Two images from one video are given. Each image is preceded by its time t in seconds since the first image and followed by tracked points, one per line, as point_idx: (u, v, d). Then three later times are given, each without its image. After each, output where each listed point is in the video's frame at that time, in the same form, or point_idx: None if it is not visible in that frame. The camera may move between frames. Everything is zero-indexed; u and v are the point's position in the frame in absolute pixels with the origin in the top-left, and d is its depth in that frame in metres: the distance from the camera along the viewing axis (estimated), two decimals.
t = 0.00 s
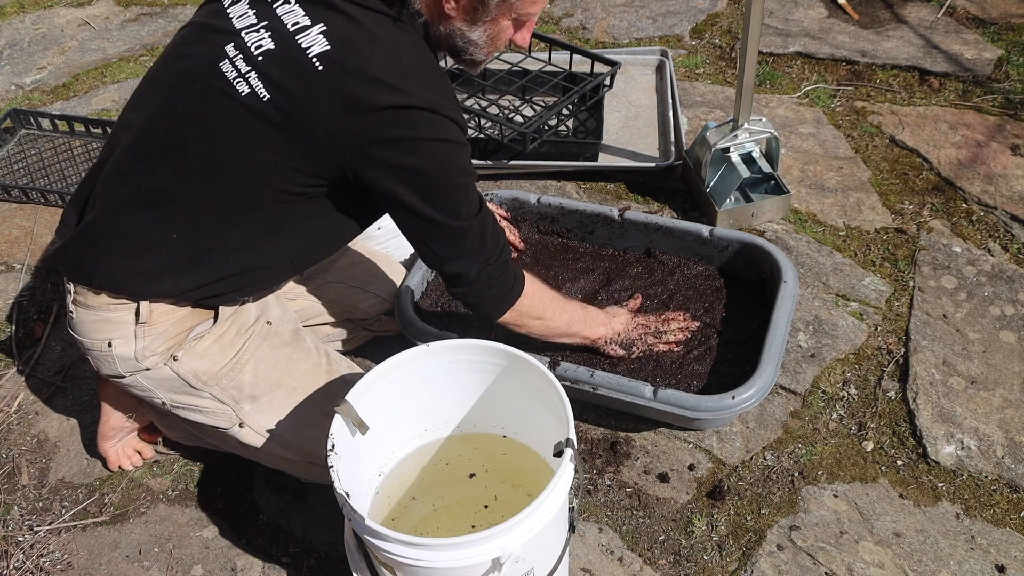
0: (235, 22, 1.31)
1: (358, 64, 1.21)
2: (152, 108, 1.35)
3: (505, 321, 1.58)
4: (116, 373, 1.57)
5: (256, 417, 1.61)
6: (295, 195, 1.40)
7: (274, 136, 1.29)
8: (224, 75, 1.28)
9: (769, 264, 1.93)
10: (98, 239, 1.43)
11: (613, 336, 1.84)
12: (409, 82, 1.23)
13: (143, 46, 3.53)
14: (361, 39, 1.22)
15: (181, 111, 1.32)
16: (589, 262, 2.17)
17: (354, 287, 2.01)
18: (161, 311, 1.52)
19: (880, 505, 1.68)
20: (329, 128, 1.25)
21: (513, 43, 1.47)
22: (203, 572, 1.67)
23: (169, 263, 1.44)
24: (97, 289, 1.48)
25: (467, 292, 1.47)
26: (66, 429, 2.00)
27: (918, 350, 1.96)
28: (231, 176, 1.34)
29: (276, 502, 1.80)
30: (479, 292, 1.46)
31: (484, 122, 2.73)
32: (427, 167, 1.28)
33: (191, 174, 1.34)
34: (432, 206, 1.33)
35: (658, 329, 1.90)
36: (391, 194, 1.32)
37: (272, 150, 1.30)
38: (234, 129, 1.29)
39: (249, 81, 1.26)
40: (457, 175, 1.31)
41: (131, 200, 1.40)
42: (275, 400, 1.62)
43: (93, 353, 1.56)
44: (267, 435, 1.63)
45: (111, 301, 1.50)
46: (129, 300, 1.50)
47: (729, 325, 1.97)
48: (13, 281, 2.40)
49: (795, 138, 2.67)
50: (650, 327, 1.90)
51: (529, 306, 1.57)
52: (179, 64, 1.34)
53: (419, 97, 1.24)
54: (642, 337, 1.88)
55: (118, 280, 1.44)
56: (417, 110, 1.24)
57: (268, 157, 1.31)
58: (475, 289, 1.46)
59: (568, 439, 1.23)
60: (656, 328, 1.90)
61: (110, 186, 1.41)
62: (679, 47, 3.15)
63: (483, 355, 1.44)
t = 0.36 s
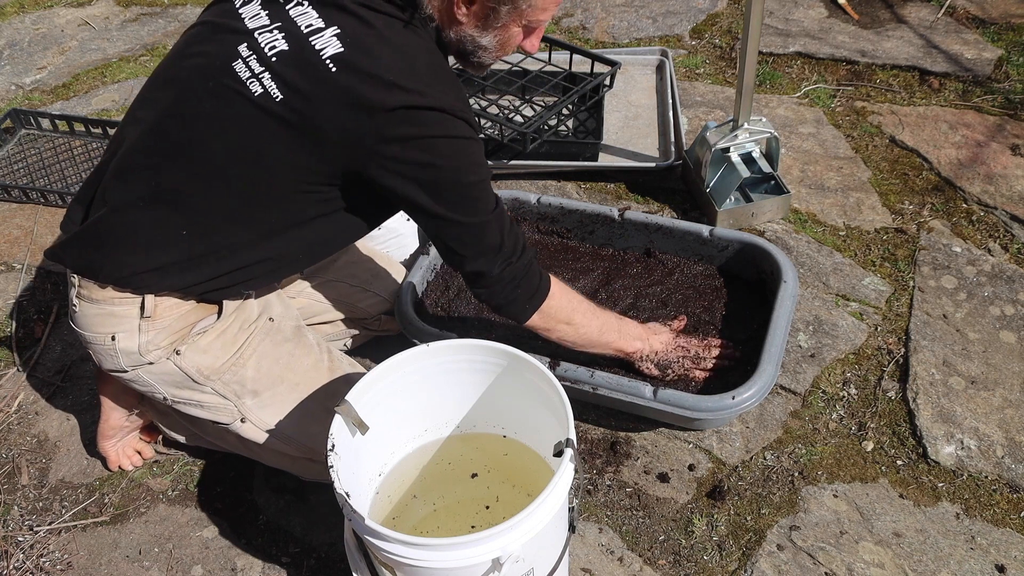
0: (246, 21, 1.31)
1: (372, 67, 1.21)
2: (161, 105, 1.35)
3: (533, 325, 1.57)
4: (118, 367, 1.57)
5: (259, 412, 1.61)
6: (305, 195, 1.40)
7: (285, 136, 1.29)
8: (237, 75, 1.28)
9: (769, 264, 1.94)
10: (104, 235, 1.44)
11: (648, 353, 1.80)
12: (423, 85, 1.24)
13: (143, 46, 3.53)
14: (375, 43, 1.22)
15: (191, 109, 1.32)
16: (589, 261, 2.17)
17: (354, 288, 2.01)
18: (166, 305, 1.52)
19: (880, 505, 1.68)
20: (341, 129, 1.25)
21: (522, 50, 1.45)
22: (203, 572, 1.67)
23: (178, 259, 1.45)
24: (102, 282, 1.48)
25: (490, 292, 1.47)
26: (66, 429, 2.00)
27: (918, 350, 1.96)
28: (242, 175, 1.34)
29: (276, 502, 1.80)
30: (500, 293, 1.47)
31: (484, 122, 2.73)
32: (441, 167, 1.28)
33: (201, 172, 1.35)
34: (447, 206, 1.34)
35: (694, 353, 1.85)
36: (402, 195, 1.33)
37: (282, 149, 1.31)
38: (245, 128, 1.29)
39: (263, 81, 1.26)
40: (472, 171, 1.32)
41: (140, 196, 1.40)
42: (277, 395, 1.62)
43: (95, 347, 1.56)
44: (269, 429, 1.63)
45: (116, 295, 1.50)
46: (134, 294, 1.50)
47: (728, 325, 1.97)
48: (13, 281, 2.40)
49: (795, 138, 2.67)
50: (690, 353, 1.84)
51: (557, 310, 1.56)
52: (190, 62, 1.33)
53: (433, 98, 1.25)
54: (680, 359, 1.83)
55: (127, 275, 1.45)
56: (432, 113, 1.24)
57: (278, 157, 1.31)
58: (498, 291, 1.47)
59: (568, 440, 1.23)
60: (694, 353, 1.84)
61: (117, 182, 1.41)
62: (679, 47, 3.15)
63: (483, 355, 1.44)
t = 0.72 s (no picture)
0: (255, 23, 1.31)
1: (380, 70, 1.21)
2: (167, 105, 1.35)
3: (549, 324, 1.57)
4: (118, 366, 1.57)
5: (259, 411, 1.61)
6: (310, 196, 1.40)
7: (290, 137, 1.29)
8: (244, 75, 1.28)
9: (769, 264, 1.94)
10: (109, 233, 1.44)
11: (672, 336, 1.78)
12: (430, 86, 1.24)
13: (144, 46, 3.53)
14: (383, 44, 1.22)
15: (197, 109, 1.32)
16: (589, 261, 2.17)
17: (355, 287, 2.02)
18: (167, 304, 1.53)
19: (880, 505, 1.68)
20: (346, 130, 1.25)
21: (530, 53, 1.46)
22: (203, 572, 1.67)
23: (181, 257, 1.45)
24: (103, 278, 1.49)
25: (503, 296, 1.46)
26: (66, 429, 2.00)
27: (918, 350, 1.96)
28: (246, 175, 1.34)
29: (276, 502, 1.80)
30: (517, 293, 1.46)
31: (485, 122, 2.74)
32: (448, 170, 1.28)
33: (205, 171, 1.35)
34: (451, 209, 1.33)
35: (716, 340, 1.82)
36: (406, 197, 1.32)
37: (287, 150, 1.31)
38: (250, 128, 1.29)
39: (270, 82, 1.25)
40: (481, 173, 1.30)
41: (145, 195, 1.40)
42: (278, 395, 1.62)
43: (96, 345, 1.56)
44: (269, 429, 1.63)
45: (118, 294, 1.51)
46: (136, 293, 1.51)
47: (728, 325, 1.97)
48: (13, 281, 2.40)
49: (795, 138, 2.67)
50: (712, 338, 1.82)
51: (572, 308, 1.56)
52: (197, 62, 1.33)
53: (441, 100, 1.24)
54: (703, 344, 1.82)
55: (132, 272, 1.46)
56: (439, 115, 1.24)
57: (282, 158, 1.31)
58: (509, 293, 1.46)
59: (568, 440, 1.23)
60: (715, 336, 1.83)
61: (122, 180, 1.42)
62: (679, 47, 3.15)
63: (483, 355, 1.44)
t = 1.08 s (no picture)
0: (269, 34, 1.30)
1: (400, 88, 1.22)
2: (176, 114, 1.35)
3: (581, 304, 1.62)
4: (118, 367, 1.56)
5: (258, 412, 1.61)
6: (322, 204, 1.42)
7: (305, 150, 1.30)
8: (260, 89, 1.28)
9: (769, 264, 1.94)
10: (118, 239, 1.45)
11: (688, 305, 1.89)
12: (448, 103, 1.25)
13: (144, 46, 3.53)
14: (401, 62, 1.23)
15: (209, 121, 1.31)
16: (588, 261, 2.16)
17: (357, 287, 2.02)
18: (167, 306, 1.54)
19: (880, 505, 1.68)
20: (363, 145, 1.26)
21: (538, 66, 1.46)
22: (203, 572, 1.67)
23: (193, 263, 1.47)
24: (106, 279, 1.49)
25: (533, 281, 1.50)
26: (66, 429, 2.00)
27: (918, 350, 1.96)
28: (259, 186, 1.35)
29: (276, 502, 1.80)
30: (538, 281, 1.50)
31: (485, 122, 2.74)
32: (463, 182, 1.30)
33: (218, 182, 1.35)
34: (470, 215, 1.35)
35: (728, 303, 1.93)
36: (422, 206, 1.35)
37: (301, 163, 1.32)
38: (264, 141, 1.30)
39: (286, 97, 1.26)
40: (501, 179, 1.32)
41: (155, 202, 1.40)
42: (277, 396, 1.62)
43: (96, 346, 1.56)
44: (268, 431, 1.63)
45: (119, 295, 1.52)
46: (137, 294, 1.52)
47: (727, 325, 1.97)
48: (13, 281, 2.40)
49: (795, 138, 2.67)
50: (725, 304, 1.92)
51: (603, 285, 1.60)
52: (207, 71, 1.32)
53: (458, 117, 1.25)
54: (718, 309, 1.92)
55: (141, 277, 1.47)
56: (459, 132, 1.26)
57: (297, 170, 1.33)
58: (540, 277, 1.49)
59: (568, 439, 1.23)
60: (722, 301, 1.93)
61: (130, 187, 1.41)
62: (679, 47, 3.15)
63: (483, 355, 1.44)
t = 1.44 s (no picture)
0: (269, 29, 1.30)
1: (400, 81, 1.22)
2: (176, 112, 1.35)
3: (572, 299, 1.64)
4: (119, 367, 1.56)
5: (259, 414, 1.61)
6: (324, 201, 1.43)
7: (305, 145, 1.30)
8: (260, 85, 1.27)
9: (769, 264, 1.94)
10: (119, 238, 1.45)
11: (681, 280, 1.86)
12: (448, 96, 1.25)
13: (144, 46, 3.53)
14: (401, 54, 1.23)
15: (209, 118, 1.31)
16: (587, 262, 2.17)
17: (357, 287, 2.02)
18: (167, 307, 1.54)
19: (880, 505, 1.68)
20: (364, 139, 1.26)
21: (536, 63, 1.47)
22: (203, 572, 1.67)
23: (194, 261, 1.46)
24: (108, 280, 1.50)
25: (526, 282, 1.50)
26: (66, 429, 2.00)
27: (918, 350, 1.96)
28: (260, 183, 1.35)
29: (276, 502, 1.80)
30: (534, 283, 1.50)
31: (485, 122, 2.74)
32: (463, 176, 1.30)
33: (218, 179, 1.35)
34: (470, 209, 1.36)
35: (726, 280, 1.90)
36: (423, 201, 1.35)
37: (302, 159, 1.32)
38: (264, 138, 1.30)
39: (287, 92, 1.26)
40: (502, 172, 1.33)
41: (156, 201, 1.40)
42: (278, 398, 1.62)
43: (97, 347, 1.56)
44: (269, 433, 1.62)
45: (120, 296, 1.52)
46: (138, 295, 1.52)
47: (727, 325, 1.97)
48: (13, 281, 2.40)
49: (795, 138, 2.67)
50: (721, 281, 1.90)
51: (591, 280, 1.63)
52: (207, 69, 1.32)
53: (459, 110, 1.26)
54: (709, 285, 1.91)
55: (142, 278, 1.47)
56: (459, 124, 1.26)
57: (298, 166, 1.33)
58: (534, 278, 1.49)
59: (568, 439, 1.23)
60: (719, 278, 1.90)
61: (131, 186, 1.41)
62: (679, 47, 3.15)
63: (483, 355, 1.44)
